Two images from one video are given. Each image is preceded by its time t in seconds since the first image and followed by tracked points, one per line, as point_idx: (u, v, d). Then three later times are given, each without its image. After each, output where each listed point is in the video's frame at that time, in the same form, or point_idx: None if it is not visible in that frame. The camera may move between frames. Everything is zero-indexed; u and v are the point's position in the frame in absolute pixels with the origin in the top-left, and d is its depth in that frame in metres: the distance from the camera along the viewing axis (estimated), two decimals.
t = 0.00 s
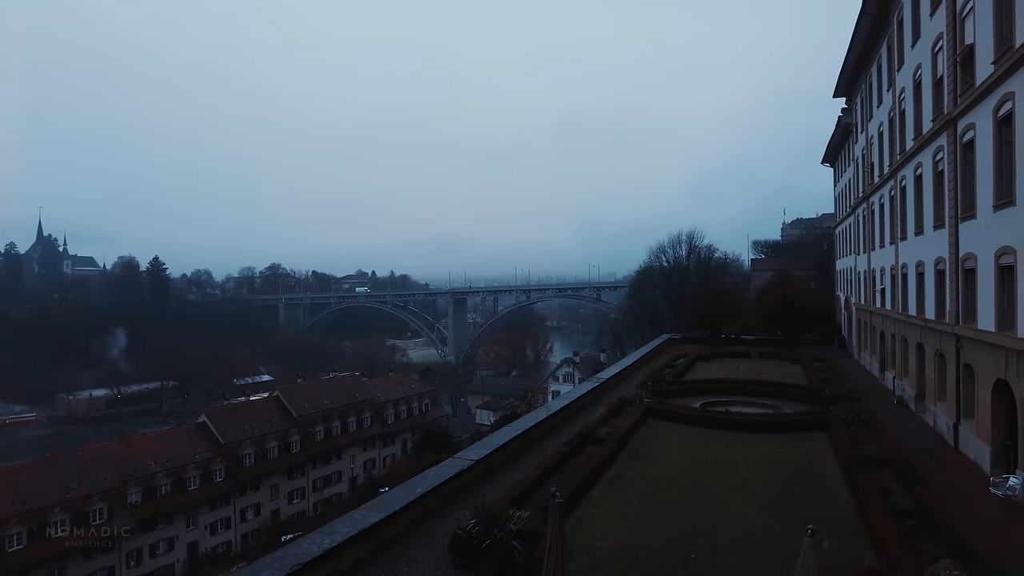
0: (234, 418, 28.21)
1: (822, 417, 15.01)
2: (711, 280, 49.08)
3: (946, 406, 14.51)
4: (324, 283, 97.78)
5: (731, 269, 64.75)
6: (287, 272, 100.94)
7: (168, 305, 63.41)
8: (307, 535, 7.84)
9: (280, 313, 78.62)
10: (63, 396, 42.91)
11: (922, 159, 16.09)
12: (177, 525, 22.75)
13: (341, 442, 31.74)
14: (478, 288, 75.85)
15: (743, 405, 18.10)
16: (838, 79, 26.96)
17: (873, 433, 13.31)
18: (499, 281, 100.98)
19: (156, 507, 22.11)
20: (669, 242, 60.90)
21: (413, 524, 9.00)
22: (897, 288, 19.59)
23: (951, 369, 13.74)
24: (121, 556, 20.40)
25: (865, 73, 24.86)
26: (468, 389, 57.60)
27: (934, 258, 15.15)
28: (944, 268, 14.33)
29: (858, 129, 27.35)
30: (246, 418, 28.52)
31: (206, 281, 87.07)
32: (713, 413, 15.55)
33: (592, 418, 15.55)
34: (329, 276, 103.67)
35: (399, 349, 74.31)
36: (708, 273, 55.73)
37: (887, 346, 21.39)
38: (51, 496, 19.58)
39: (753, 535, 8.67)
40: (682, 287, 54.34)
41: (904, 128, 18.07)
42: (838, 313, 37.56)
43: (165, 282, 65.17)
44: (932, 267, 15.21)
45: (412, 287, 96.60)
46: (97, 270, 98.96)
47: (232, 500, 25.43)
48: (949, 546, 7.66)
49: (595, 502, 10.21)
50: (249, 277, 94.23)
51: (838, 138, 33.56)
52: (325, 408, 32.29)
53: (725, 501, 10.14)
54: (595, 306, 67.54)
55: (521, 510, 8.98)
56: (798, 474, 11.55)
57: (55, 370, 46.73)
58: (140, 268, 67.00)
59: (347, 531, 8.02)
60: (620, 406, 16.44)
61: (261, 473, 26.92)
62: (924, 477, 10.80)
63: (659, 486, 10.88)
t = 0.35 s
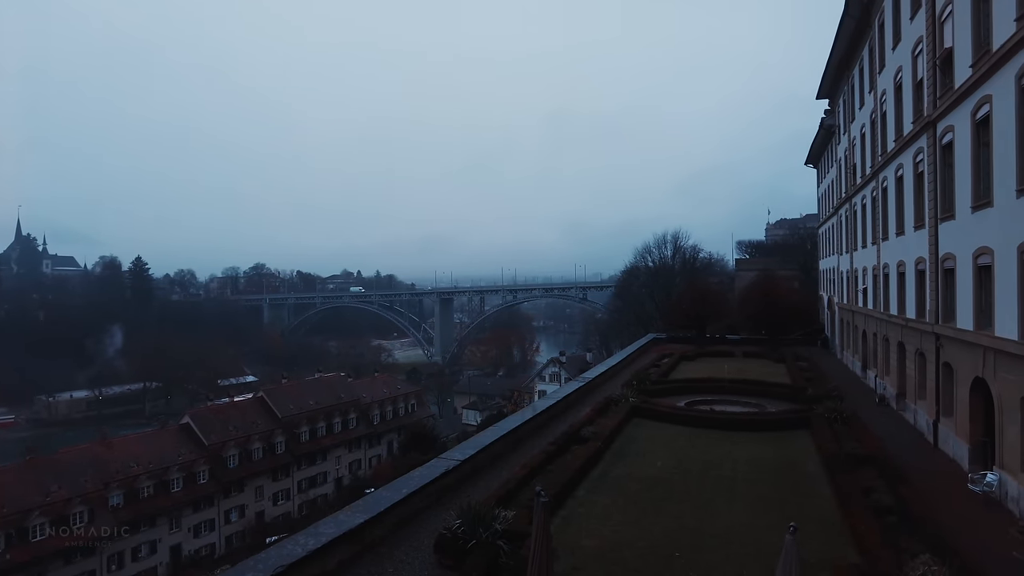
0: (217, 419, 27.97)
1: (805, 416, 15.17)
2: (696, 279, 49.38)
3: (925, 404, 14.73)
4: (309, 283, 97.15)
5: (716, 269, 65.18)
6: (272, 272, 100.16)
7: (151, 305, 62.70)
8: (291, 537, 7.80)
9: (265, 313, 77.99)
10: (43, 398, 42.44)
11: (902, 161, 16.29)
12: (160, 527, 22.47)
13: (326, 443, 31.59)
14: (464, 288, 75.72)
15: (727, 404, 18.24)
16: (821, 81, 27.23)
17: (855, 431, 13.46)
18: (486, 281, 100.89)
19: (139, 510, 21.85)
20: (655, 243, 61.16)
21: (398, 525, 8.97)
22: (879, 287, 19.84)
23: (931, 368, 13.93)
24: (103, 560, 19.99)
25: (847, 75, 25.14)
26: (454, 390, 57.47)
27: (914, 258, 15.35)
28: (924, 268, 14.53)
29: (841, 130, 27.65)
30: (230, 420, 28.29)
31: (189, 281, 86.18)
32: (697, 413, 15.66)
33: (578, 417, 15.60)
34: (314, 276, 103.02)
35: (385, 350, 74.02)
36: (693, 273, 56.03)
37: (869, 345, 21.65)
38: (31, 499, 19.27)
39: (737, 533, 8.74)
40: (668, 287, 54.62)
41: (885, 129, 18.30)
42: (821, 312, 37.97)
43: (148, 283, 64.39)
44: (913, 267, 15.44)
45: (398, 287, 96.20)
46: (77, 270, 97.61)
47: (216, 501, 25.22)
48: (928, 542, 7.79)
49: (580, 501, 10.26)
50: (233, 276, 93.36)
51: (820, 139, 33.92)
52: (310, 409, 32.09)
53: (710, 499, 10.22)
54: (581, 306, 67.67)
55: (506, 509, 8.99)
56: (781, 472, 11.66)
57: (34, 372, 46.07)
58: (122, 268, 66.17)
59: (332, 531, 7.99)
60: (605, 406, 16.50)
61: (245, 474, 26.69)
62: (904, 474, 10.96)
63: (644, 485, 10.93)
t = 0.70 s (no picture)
0: (200, 419, 27.72)
1: (788, 414, 15.33)
2: (681, 279, 49.66)
3: (905, 402, 14.94)
4: (293, 283, 96.47)
5: (700, 269, 65.62)
6: (255, 271, 99.34)
7: (132, 305, 61.95)
8: (275, 539, 7.75)
9: (248, 313, 77.38)
10: (21, 400, 41.96)
11: (883, 162, 16.48)
12: (142, 530, 22.18)
13: (311, 444, 31.40)
14: (449, 288, 75.57)
15: (711, 403, 18.39)
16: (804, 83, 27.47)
17: (837, 429, 13.61)
18: (471, 280, 100.75)
19: (120, 512, 21.58)
20: (640, 243, 61.44)
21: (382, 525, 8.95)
22: (860, 287, 20.08)
23: (911, 366, 14.13)
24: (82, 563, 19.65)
25: (830, 77, 25.40)
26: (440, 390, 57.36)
27: (894, 258, 15.57)
28: (904, 268, 14.74)
29: (824, 131, 27.93)
30: (214, 421, 28.04)
31: (172, 280, 85.26)
32: (682, 412, 15.77)
33: (563, 416, 15.64)
34: (299, 276, 102.32)
35: (369, 350, 73.69)
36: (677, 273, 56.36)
37: (851, 344, 21.91)
38: (8, 502, 18.95)
39: (721, 531, 8.81)
40: (653, 287, 54.91)
41: (867, 131, 18.50)
42: (803, 312, 38.36)
43: (129, 282, 63.53)
44: (893, 267, 15.64)
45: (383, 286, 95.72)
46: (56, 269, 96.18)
47: (199, 503, 25.00)
48: (908, 538, 7.91)
49: (566, 500, 10.29)
50: (216, 276, 92.48)
51: (803, 140, 34.24)
52: (294, 410, 31.87)
53: (694, 497, 10.30)
54: (566, 306, 67.84)
55: (492, 509, 9.00)
56: (765, 470, 11.77)
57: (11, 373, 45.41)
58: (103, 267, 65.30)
59: (317, 533, 7.97)
60: (590, 406, 16.55)
61: (229, 475, 26.48)
62: (885, 472, 11.11)
63: (629, 484, 11.00)
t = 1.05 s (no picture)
0: (185, 420, 27.50)
1: (774, 413, 15.44)
2: (667, 279, 49.93)
3: (889, 401, 15.10)
4: (279, 283, 95.81)
5: (686, 269, 65.94)
6: (241, 271, 98.65)
7: (116, 306, 61.36)
8: (261, 540, 7.69)
9: (233, 313, 76.89)
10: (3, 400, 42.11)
11: (867, 163, 16.65)
12: (126, 532, 21.89)
13: (297, 445, 31.22)
14: (436, 288, 75.44)
15: (697, 402, 18.52)
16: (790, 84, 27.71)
17: (822, 428, 13.76)
18: (459, 280, 100.62)
19: (103, 515, 21.32)
20: (627, 243, 61.67)
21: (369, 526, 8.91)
22: (844, 287, 20.28)
23: (894, 365, 14.30)
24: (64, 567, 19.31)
25: (815, 79, 25.67)
26: (428, 390, 57.27)
27: (878, 259, 15.75)
28: (887, 268, 14.90)
29: (809, 133, 28.19)
30: (198, 421, 27.82)
31: (156, 280, 84.53)
32: (669, 411, 15.86)
33: (551, 416, 15.68)
34: (285, 275, 101.71)
35: (356, 350, 73.41)
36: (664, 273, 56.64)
37: (835, 343, 22.12)
38: None
39: (708, 530, 8.87)
40: (640, 287, 55.15)
41: (851, 133, 18.70)
42: (788, 312, 38.70)
43: (113, 282, 63.18)
44: (877, 267, 15.81)
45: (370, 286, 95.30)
46: (37, 268, 94.96)
47: (184, 505, 24.76)
48: (892, 535, 8.00)
49: (553, 500, 10.31)
50: (201, 276, 91.76)
51: (789, 141, 34.55)
52: (280, 410, 31.68)
53: (681, 496, 10.36)
54: (554, 306, 67.92)
55: (479, 509, 9.00)
56: (751, 469, 11.88)
57: None
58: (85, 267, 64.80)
59: (303, 534, 7.93)
60: (577, 405, 16.60)
61: (214, 477, 26.28)
62: (868, 470, 11.23)
63: (616, 483, 11.04)
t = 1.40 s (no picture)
0: (173, 421, 27.31)
1: (762, 412, 15.53)
2: (657, 279, 50.10)
3: (876, 400, 15.23)
4: (268, 282, 95.18)
5: (675, 269, 66.18)
6: (229, 271, 98.02)
7: (103, 305, 60.65)
8: (250, 541, 7.65)
9: (222, 313, 76.42)
10: None
11: (855, 164, 16.77)
12: (111, 535, 21.59)
13: (286, 445, 31.07)
14: (426, 288, 75.28)
15: (687, 401, 18.60)
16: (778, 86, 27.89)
17: (810, 427, 13.86)
18: (449, 280, 100.47)
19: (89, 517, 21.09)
20: (617, 243, 61.78)
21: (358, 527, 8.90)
22: (832, 287, 20.42)
23: (881, 364, 14.41)
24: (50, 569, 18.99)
25: (803, 80, 25.85)
26: (417, 390, 57.13)
27: (865, 259, 15.88)
28: (875, 268, 15.02)
29: (797, 134, 28.36)
30: (186, 422, 27.64)
31: (143, 279, 83.84)
32: (659, 410, 15.92)
33: (541, 416, 15.70)
34: (274, 275, 101.18)
35: (346, 350, 73.13)
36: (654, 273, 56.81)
37: (824, 343, 22.28)
38: None
39: (697, 528, 8.92)
40: (629, 287, 55.29)
41: (839, 134, 18.81)
42: (777, 311, 38.91)
43: (99, 282, 62.49)
44: (864, 267, 15.94)
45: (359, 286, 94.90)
46: (22, 267, 93.89)
47: (172, 506, 24.58)
48: (879, 532, 8.08)
49: (543, 499, 10.32)
50: (189, 275, 91.10)
51: (777, 142, 34.75)
52: (269, 411, 31.51)
53: (670, 495, 10.40)
54: (544, 306, 67.95)
55: (469, 509, 8.99)
56: (740, 467, 11.95)
57: None
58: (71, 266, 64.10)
59: (293, 535, 7.89)
60: (567, 405, 16.63)
61: (203, 478, 26.13)
62: (856, 468, 11.33)
63: (605, 482, 11.08)
